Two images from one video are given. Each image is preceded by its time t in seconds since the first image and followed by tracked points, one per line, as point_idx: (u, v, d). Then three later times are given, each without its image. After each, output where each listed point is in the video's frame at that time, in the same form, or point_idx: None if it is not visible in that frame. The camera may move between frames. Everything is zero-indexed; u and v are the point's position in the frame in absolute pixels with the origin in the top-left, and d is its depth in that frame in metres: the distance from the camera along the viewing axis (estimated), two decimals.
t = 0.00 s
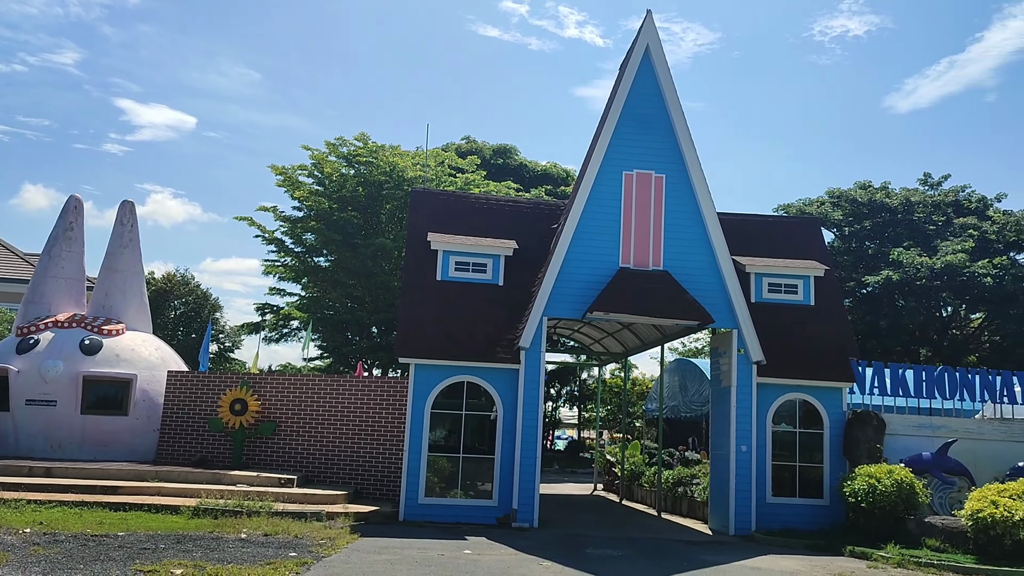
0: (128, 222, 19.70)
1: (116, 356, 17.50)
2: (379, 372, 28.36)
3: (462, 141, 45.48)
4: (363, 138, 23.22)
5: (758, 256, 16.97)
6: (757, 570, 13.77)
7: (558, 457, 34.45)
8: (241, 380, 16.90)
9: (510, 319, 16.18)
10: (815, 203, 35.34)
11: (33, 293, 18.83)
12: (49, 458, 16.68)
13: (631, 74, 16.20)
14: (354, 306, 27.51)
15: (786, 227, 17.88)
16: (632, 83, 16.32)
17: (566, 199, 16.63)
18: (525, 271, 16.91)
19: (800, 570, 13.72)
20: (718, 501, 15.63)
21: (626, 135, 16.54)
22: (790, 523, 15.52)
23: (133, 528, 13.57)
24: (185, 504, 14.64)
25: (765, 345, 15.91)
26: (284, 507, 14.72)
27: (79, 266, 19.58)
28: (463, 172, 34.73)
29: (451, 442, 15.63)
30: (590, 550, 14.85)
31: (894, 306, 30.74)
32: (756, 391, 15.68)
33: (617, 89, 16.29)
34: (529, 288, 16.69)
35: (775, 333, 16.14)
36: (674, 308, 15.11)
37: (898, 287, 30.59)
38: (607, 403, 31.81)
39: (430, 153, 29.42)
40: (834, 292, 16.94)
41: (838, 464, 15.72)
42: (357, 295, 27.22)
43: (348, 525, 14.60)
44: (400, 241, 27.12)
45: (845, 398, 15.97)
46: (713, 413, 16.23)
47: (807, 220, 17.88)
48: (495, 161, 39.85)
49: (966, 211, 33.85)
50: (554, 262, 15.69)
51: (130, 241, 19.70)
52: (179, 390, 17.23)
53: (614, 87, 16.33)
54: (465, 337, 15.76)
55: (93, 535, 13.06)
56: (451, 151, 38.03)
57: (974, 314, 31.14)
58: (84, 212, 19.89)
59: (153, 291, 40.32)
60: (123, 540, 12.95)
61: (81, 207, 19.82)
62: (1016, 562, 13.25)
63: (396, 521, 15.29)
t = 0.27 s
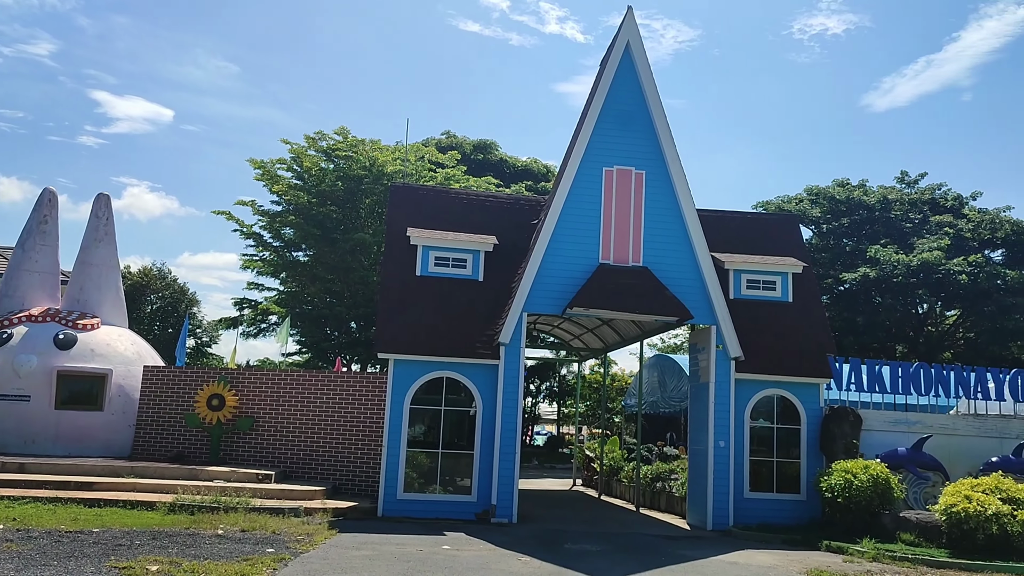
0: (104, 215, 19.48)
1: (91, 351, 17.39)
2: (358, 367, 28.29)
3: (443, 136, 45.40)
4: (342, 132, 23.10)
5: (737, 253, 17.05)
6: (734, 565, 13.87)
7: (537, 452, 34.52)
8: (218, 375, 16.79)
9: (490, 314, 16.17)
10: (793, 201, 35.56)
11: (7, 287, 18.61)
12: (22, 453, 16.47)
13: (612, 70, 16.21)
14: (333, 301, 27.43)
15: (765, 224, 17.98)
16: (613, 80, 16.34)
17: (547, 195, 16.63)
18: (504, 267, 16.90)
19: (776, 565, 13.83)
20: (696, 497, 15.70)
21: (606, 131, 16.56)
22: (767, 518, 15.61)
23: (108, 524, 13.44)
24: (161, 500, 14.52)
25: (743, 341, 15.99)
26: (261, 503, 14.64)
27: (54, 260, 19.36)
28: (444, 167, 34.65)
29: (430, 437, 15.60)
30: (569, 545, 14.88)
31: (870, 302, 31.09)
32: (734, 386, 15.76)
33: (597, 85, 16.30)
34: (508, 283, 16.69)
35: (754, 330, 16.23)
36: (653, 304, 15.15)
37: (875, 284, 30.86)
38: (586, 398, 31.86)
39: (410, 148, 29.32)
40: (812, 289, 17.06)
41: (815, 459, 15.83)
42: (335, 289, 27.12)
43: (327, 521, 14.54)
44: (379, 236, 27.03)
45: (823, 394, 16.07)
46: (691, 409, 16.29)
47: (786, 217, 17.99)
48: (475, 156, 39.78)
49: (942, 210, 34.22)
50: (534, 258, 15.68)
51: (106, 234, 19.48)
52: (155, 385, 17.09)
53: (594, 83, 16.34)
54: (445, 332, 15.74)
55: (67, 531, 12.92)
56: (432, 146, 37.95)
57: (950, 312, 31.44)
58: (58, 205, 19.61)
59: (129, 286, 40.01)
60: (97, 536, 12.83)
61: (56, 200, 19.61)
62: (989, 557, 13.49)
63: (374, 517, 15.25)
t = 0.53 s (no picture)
0: (80, 207, 19.32)
1: (66, 345, 17.26)
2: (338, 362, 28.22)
3: (423, 130, 45.26)
4: (322, 125, 22.99)
5: (717, 249, 17.10)
6: (713, 560, 13.95)
7: (518, 448, 34.58)
8: (196, 370, 16.66)
9: (471, 309, 16.15)
10: (773, 198, 35.76)
11: None
12: None
13: (594, 66, 16.22)
14: (313, 296, 27.36)
15: (745, 220, 18.06)
16: (595, 75, 16.34)
17: (528, 190, 16.63)
18: (486, 262, 16.88)
19: (755, 559, 13.93)
20: (676, 492, 15.75)
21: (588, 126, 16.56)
22: (746, 513, 15.69)
23: (84, 520, 13.31)
24: (138, 495, 14.39)
25: (723, 337, 16.05)
26: (239, 498, 14.55)
27: (29, 253, 19.15)
28: (425, 162, 34.55)
29: (410, 432, 15.57)
30: (549, 540, 14.90)
31: (848, 299, 31.58)
32: (714, 382, 15.82)
33: (579, 80, 16.30)
34: (490, 278, 16.67)
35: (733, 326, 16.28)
36: (633, 300, 15.19)
37: (853, 281, 31.07)
38: (567, 393, 31.93)
39: (391, 142, 29.23)
40: (791, 285, 17.16)
41: (794, 454, 15.91)
42: (315, 284, 27.02)
43: (306, 516, 14.48)
44: (360, 230, 26.93)
45: (801, 389, 16.16)
46: (671, 405, 16.34)
47: (766, 214, 18.07)
48: (456, 151, 39.69)
49: (920, 207, 34.55)
50: (515, 254, 15.67)
51: (82, 227, 19.28)
52: (132, 379, 16.93)
53: (577, 78, 16.34)
54: (426, 327, 15.71)
55: (42, 527, 12.78)
56: (412, 140, 37.80)
57: (927, 308, 31.70)
58: (33, 197, 19.51)
59: (107, 279, 39.70)
60: (73, 532, 12.69)
61: (32, 190, 19.47)
62: (964, 551, 13.67)
63: (354, 512, 15.21)
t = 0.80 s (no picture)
0: (58, 199, 19.11)
1: (43, 338, 17.11)
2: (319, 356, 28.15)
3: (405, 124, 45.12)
4: (304, 118, 22.88)
5: (699, 245, 17.17)
6: (693, 554, 14.03)
7: (499, 442, 34.64)
8: (176, 364, 16.55)
9: (453, 304, 16.13)
10: (755, 194, 35.92)
11: None
12: None
13: (577, 60, 16.22)
14: (294, 290, 27.28)
15: (726, 216, 18.13)
16: (578, 69, 16.34)
17: (510, 184, 16.62)
18: (468, 256, 16.86)
19: (734, 553, 14.02)
20: (657, 486, 15.81)
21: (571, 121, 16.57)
22: (726, 507, 15.78)
23: (61, 515, 13.19)
24: (116, 490, 14.28)
25: (704, 332, 16.12)
26: (219, 493, 14.48)
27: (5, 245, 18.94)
28: (407, 156, 34.44)
29: (391, 427, 15.54)
30: (530, 534, 14.93)
31: (828, 295, 31.64)
32: (695, 377, 15.88)
33: (562, 75, 16.30)
34: (472, 273, 16.66)
35: (714, 321, 16.35)
36: (615, 295, 15.23)
37: (833, 277, 31.25)
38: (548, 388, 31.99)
39: (373, 136, 29.14)
40: (772, 281, 17.25)
41: (773, 449, 16.00)
42: (296, 278, 26.94)
43: (286, 511, 14.43)
44: (341, 224, 26.84)
45: (781, 385, 16.25)
46: (652, 399, 16.38)
47: (747, 210, 18.15)
48: (438, 145, 39.59)
49: (899, 204, 34.86)
50: (498, 248, 15.67)
51: (60, 220, 19.10)
52: (111, 373, 16.79)
53: (560, 72, 16.34)
54: (407, 321, 15.68)
55: (18, 522, 12.65)
56: (393, 133, 37.64)
57: (906, 304, 32.01)
58: (9, 190, 19.07)
59: (84, 272, 39.37)
60: (50, 527, 12.57)
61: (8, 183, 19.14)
62: (940, 545, 13.83)
63: (334, 507, 15.18)
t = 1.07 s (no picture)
0: (35, 192, 19.00)
1: (20, 332, 17.05)
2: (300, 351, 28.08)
3: (388, 118, 44.96)
4: (286, 111, 22.77)
5: (681, 240, 17.21)
6: (673, 549, 14.10)
7: (480, 437, 34.67)
8: (155, 358, 16.46)
9: (435, 299, 16.11)
10: (736, 190, 36.07)
11: None
12: None
13: (560, 55, 16.21)
14: (275, 284, 27.19)
15: (708, 212, 18.17)
16: (561, 64, 16.33)
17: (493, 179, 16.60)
18: (451, 251, 16.83)
19: (714, 548, 14.11)
20: (637, 481, 15.86)
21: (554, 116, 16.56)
22: (706, 502, 15.85)
23: (38, 510, 13.07)
24: (94, 485, 14.17)
25: (685, 328, 16.17)
26: (198, 488, 14.40)
27: None
28: (389, 150, 34.33)
29: (373, 422, 15.51)
30: (511, 529, 14.94)
31: (809, 291, 31.78)
32: (676, 372, 15.94)
33: (545, 69, 16.29)
34: (454, 268, 16.63)
35: (696, 317, 16.40)
36: (597, 291, 15.26)
37: (814, 273, 31.45)
38: (530, 383, 32.04)
39: (355, 130, 29.06)
40: (753, 277, 17.33)
41: (754, 444, 16.08)
42: (277, 272, 26.86)
43: (266, 506, 14.38)
44: (323, 218, 26.74)
45: (762, 380, 16.32)
46: (633, 395, 16.43)
47: (729, 206, 18.20)
48: (421, 139, 39.48)
49: (879, 201, 35.15)
50: (480, 243, 15.65)
51: (37, 212, 18.99)
52: (89, 366, 16.64)
53: (543, 67, 16.32)
54: (389, 316, 15.65)
55: None
56: (376, 127, 37.52)
57: (885, 301, 32.28)
58: None
59: (62, 265, 39.08)
60: (26, 522, 12.45)
61: None
62: (917, 539, 13.98)
63: (315, 501, 15.14)
